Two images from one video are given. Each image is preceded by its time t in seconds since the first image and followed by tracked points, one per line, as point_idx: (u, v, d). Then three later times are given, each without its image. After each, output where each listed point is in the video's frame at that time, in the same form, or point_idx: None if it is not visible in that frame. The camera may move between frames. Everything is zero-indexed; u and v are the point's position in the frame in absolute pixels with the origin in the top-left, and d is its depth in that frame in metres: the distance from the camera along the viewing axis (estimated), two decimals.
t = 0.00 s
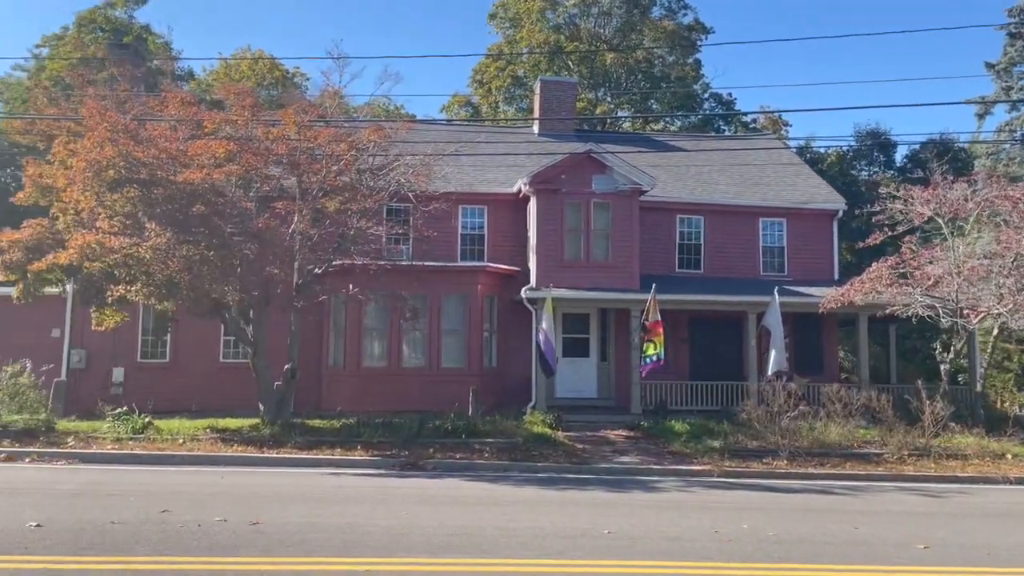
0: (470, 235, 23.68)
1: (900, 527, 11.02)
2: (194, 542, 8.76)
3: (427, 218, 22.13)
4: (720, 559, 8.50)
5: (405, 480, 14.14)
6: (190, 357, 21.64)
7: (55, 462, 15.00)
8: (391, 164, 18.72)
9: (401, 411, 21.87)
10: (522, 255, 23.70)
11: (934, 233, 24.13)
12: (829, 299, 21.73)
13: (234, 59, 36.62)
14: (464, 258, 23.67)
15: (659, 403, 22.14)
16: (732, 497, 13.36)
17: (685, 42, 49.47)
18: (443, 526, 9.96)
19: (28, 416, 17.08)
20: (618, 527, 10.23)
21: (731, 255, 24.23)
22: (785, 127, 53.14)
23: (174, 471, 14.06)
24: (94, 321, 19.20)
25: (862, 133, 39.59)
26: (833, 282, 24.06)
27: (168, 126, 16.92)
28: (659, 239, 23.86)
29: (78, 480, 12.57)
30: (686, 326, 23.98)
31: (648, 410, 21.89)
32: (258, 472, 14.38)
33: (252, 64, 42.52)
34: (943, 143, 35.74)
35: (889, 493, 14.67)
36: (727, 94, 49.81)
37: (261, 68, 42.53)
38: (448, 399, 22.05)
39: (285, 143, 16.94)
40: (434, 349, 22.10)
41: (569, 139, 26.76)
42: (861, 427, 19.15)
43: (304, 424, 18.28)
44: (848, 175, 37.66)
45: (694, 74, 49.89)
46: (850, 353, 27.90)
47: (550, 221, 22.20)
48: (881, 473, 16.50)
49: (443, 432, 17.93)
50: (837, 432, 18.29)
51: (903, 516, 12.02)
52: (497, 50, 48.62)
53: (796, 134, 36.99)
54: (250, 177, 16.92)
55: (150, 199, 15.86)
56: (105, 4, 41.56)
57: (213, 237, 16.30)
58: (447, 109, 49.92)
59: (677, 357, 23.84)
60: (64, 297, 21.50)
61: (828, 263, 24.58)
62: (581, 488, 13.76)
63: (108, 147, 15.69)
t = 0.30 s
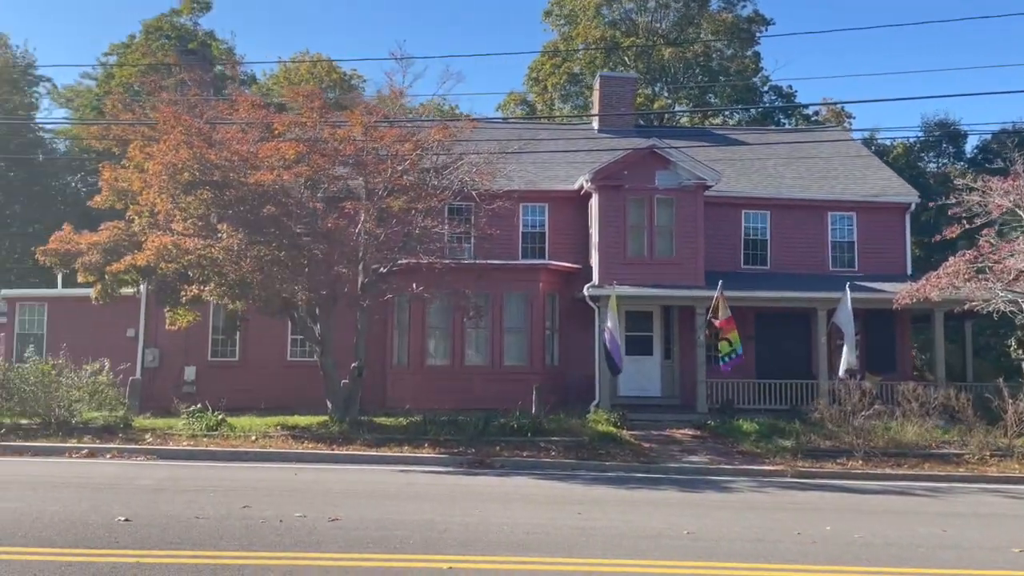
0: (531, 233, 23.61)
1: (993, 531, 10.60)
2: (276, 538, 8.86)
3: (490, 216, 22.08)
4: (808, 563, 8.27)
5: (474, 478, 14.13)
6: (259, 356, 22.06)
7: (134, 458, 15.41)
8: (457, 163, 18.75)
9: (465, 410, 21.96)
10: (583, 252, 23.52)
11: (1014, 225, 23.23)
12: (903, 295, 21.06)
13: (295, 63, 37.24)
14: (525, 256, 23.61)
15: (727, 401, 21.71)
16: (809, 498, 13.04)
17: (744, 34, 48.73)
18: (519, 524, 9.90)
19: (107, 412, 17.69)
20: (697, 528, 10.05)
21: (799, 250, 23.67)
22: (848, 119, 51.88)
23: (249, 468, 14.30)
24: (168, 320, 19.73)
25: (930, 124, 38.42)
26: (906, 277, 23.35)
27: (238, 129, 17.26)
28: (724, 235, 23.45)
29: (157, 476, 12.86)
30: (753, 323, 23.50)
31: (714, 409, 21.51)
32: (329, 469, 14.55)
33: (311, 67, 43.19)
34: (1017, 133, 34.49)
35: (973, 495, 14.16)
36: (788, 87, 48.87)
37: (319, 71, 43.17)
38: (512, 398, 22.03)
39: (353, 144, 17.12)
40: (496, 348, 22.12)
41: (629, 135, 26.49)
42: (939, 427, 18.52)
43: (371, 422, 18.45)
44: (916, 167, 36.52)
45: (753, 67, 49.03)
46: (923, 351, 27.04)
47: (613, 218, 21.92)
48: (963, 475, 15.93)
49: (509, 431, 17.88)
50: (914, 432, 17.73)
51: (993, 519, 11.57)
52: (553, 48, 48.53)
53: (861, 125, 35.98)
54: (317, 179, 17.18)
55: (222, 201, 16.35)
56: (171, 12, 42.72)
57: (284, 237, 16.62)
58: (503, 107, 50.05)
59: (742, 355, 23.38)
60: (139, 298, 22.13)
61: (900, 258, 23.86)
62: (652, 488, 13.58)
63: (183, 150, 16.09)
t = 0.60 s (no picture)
0: (583, 231, 23.48)
1: None
2: (348, 538, 8.92)
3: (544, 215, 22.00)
4: (892, 570, 8.04)
5: (535, 478, 14.10)
6: (315, 356, 22.31)
7: (200, 457, 15.68)
8: (512, 161, 18.76)
9: (518, 409, 21.94)
10: (636, 250, 23.32)
11: None
12: (969, 292, 20.35)
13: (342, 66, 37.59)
14: (577, 255, 23.49)
15: (786, 401, 21.35)
16: (880, 500, 12.73)
17: (793, 26, 47.91)
18: (588, 525, 9.84)
19: (171, 413, 17.85)
20: (769, 531, 9.87)
21: (859, 246, 23.15)
22: (902, 112, 50.69)
23: (312, 467, 14.46)
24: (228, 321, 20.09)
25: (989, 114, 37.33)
26: (971, 273, 22.70)
27: (297, 131, 17.50)
28: (780, 231, 23.04)
29: (224, 475, 13.07)
30: (811, 321, 23.06)
31: (773, 409, 21.16)
32: (390, 468, 14.64)
33: (358, 69, 43.58)
34: None
35: None
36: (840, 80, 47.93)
37: (365, 73, 43.55)
38: (567, 397, 21.92)
39: (409, 145, 17.25)
40: (550, 348, 22.03)
41: (681, 131, 26.19)
42: (1010, 427, 17.92)
43: (429, 421, 18.53)
44: (974, 159, 35.49)
45: (804, 60, 48.17)
46: (987, 348, 26.29)
47: (667, 216, 21.64)
48: None
49: (566, 430, 17.79)
50: (984, 433, 17.18)
51: None
52: (599, 45, 48.27)
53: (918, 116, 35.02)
54: (374, 180, 17.32)
55: (283, 202, 16.54)
56: (222, 18, 43.47)
57: (342, 238, 16.79)
58: (549, 105, 49.93)
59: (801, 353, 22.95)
60: (199, 299, 22.54)
61: (965, 253, 23.20)
62: (716, 489, 13.41)
63: (243, 154, 16.36)
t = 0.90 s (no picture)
0: (628, 229, 23.30)
1: None
2: (415, 536, 8.92)
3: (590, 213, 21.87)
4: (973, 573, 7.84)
5: (589, 477, 14.02)
6: (361, 355, 22.44)
7: (254, 455, 15.88)
8: (560, 159, 18.67)
9: (564, 408, 21.85)
10: (683, 247, 23.10)
11: None
12: None
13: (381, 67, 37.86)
14: (622, 252, 23.32)
15: (838, 400, 21.00)
16: (945, 500, 12.45)
17: (836, 19, 47.17)
18: (652, 525, 9.75)
19: (224, 411, 18.07)
20: (838, 532, 9.69)
21: (912, 241, 22.68)
22: (948, 104, 49.67)
23: (366, 465, 14.55)
24: (277, 320, 20.30)
25: None
26: None
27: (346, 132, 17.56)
28: (831, 227, 22.66)
29: (282, 472, 13.19)
30: (862, 318, 22.64)
31: (825, 408, 20.84)
32: (443, 467, 14.68)
33: (397, 70, 43.81)
34: None
35: None
36: (884, 73, 47.11)
37: (403, 73, 43.77)
38: (614, 396, 21.78)
39: (457, 143, 17.23)
40: (596, 346, 21.89)
41: (727, 127, 25.89)
42: None
43: (478, 419, 18.56)
44: None
45: (847, 53, 47.41)
46: None
47: (715, 212, 21.40)
48: None
49: (616, 429, 17.67)
50: None
51: None
52: (637, 41, 47.98)
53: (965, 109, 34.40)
54: (422, 180, 17.33)
55: (334, 202, 16.61)
56: (263, 22, 44.01)
57: (391, 238, 16.86)
58: (587, 103, 49.77)
59: (852, 351, 22.56)
60: (247, 299, 22.81)
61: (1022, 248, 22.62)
62: (775, 489, 13.22)
63: (297, 155, 16.51)
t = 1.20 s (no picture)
0: (667, 228, 23.14)
1: None
2: (476, 540, 8.92)
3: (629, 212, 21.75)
4: None
5: (638, 479, 13.95)
6: (401, 356, 22.53)
7: (301, 456, 16.02)
8: (601, 160, 18.63)
9: (604, 408, 21.76)
10: (722, 247, 22.91)
11: None
12: None
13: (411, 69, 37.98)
14: (661, 252, 23.15)
15: (883, 400, 20.75)
16: (1005, 504, 12.24)
17: (870, 13, 46.57)
18: (712, 529, 9.67)
19: (270, 412, 18.29)
20: (901, 536, 9.58)
21: (957, 238, 22.32)
22: (985, 99, 48.84)
23: (413, 466, 14.60)
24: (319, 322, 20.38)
25: None
26: None
27: (389, 134, 17.62)
28: (873, 225, 22.35)
29: (332, 474, 13.27)
30: (907, 316, 22.30)
31: (870, 409, 20.58)
32: (491, 469, 14.71)
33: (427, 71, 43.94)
34: None
35: None
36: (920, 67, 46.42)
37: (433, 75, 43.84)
38: (654, 397, 21.66)
39: (499, 145, 17.37)
40: (636, 346, 21.77)
41: (765, 124, 25.64)
42: None
43: (519, 420, 18.56)
44: None
45: (883, 48, 46.78)
46: None
47: (756, 211, 21.19)
48: None
49: (659, 430, 17.53)
50: None
51: None
52: (668, 39, 47.69)
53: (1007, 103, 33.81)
54: (464, 182, 17.39)
55: (378, 204, 16.71)
56: (296, 26, 44.34)
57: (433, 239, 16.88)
58: (618, 102, 49.56)
59: (896, 350, 22.26)
60: (288, 300, 23.00)
61: None
62: (828, 493, 13.08)
63: (343, 157, 16.67)
